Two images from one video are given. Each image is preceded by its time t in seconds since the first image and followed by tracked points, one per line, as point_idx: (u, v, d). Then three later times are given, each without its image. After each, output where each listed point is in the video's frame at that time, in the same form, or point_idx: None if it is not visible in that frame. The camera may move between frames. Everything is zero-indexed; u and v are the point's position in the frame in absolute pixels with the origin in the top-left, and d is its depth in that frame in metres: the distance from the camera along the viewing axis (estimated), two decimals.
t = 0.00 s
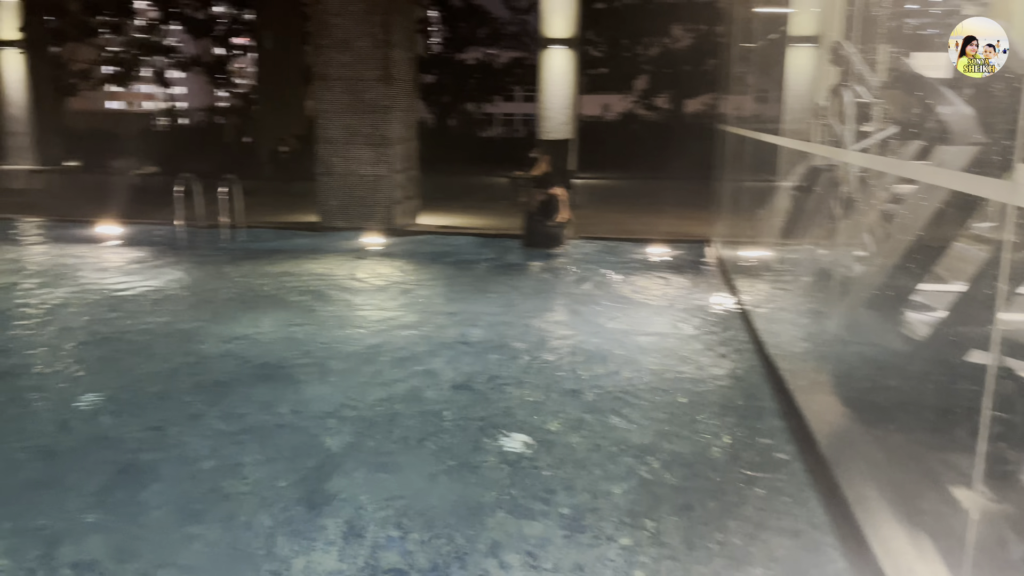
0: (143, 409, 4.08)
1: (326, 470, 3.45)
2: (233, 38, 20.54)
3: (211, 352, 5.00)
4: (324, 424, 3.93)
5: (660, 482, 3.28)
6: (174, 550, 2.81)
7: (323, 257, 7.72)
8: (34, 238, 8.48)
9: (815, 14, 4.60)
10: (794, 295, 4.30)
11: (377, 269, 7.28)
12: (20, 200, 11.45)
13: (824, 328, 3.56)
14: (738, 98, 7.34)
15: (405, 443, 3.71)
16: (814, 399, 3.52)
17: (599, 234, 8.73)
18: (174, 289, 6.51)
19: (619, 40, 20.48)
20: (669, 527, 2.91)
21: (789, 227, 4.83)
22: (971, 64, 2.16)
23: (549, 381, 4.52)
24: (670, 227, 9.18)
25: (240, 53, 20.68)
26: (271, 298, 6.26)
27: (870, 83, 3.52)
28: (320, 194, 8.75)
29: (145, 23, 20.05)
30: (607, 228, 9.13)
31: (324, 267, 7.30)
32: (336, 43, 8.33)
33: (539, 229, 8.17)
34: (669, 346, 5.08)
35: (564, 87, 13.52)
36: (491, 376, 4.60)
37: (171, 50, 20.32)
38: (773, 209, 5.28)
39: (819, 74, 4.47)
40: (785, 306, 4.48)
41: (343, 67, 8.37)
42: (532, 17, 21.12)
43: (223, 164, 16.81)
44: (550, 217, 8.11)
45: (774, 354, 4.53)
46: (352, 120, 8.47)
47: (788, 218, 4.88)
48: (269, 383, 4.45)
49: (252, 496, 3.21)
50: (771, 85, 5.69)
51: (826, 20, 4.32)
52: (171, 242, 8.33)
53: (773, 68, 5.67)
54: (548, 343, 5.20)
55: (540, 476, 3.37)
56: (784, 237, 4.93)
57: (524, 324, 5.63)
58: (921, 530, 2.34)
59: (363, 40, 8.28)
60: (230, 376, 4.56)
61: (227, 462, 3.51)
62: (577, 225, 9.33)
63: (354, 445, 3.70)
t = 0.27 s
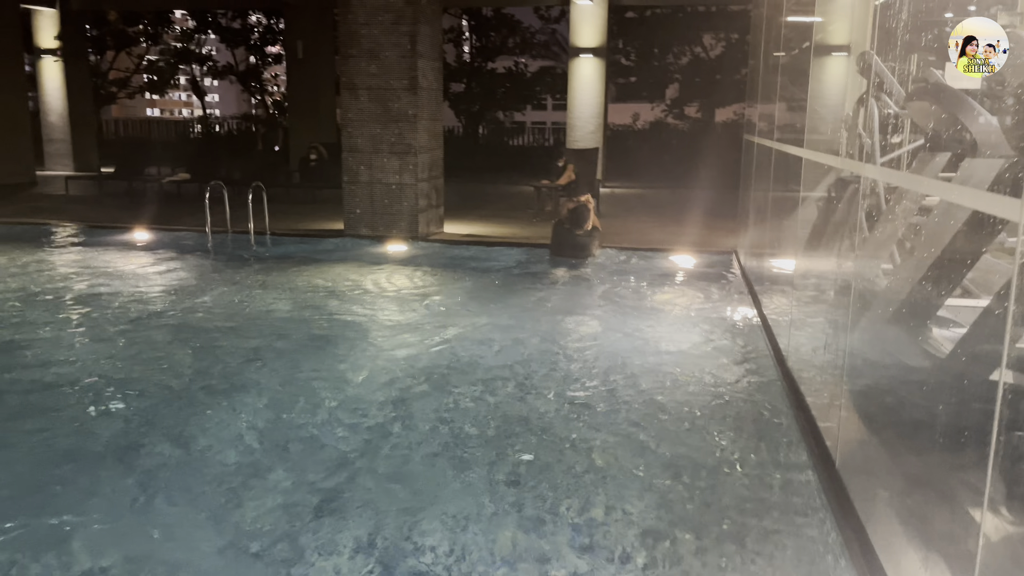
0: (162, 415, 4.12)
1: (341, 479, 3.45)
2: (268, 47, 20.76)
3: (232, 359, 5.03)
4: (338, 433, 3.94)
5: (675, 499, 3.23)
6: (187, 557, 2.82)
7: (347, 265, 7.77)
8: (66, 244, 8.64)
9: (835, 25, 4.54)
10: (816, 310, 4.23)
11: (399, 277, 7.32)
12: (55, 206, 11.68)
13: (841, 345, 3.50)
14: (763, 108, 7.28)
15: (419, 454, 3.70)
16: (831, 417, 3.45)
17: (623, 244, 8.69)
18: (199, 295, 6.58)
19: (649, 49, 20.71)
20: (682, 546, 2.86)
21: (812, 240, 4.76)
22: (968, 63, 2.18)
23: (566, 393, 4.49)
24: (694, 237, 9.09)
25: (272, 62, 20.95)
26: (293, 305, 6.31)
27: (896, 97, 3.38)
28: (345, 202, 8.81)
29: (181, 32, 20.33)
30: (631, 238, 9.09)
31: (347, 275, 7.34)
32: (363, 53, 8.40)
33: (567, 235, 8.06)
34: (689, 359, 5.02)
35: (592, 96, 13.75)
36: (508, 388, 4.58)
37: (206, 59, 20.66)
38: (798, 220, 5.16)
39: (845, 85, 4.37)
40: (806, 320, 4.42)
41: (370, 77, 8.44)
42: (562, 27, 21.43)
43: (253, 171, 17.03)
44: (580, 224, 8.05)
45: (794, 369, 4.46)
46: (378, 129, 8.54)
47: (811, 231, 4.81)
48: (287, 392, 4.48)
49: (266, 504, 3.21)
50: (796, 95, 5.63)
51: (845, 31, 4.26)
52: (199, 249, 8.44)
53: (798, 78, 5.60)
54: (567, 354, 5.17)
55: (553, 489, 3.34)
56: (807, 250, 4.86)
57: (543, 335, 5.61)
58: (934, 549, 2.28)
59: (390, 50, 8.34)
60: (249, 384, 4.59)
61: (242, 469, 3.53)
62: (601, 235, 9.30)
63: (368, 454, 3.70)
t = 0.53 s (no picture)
0: (173, 423, 4.15)
1: (349, 488, 3.47)
2: (289, 59, 20.95)
3: (244, 368, 5.07)
4: (346, 442, 3.95)
5: (681, 513, 3.23)
6: (194, 565, 2.84)
7: (360, 275, 7.83)
8: (86, 253, 8.76)
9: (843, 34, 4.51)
10: (825, 323, 4.22)
11: (412, 287, 7.36)
12: (77, 216, 11.86)
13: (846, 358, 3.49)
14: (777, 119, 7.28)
15: (427, 464, 3.72)
16: (837, 431, 3.44)
17: (637, 254, 8.68)
18: (214, 304, 6.64)
19: (666, 60, 20.80)
20: (687, 561, 2.86)
21: (822, 253, 4.75)
22: (971, 65, 2.16)
23: (576, 404, 4.49)
24: (707, 249, 9.07)
25: (292, 74, 21.17)
26: (307, 315, 6.37)
27: (904, 107, 3.18)
28: (360, 212, 8.87)
29: (204, 44, 20.58)
30: (645, 249, 9.09)
31: (361, 285, 7.39)
32: (378, 65, 8.47)
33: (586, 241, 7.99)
34: (698, 371, 5.00)
35: (608, 107, 14.50)
36: (516, 399, 4.58)
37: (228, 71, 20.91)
38: (810, 232, 5.10)
39: (847, 97, 4.34)
40: (816, 333, 4.40)
41: (384, 88, 8.51)
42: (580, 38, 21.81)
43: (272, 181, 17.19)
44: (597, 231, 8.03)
45: (802, 383, 4.45)
46: (393, 140, 8.59)
47: (822, 243, 4.79)
48: (298, 400, 4.51)
49: (274, 512, 3.24)
50: (806, 107, 5.63)
51: (849, 41, 4.19)
52: (216, 259, 8.52)
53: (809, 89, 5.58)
54: (577, 365, 5.17)
55: (559, 500, 3.35)
56: (819, 262, 4.84)
57: (554, 345, 5.61)
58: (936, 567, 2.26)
59: (405, 62, 8.41)
60: (261, 392, 4.63)
61: (251, 477, 3.56)
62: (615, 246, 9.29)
63: (376, 463, 3.73)
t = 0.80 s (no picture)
0: (173, 430, 4.16)
1: (347, 498, 3.44)
2: (297, 70, 21.07)
3: (246, 376, 5.08)
4: (344, 451, 3.95)
5: (680, 524, 3.19)
6: (188, 573, 2.84)
7: (364, 285, 7.84)
8: (94, 262, 8.83)
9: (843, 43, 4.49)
10: (826, 333, 4.21)
11: (416, 297, 7.36)
12: (86, 226, 11.94)
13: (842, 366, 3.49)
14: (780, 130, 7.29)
15: (427, 473, 3.70)
16: (836, 441, 3.42)
17: (641, 264, 8.69)
18: (218, 314, 6.67)
19: (673, 71, 20.65)
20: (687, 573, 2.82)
21: (825, 262, 4.73)
22: (970, 66, 1.93)
23: (577, 414, 4.47)
24: (712, 259, 9.05)
25: (301, 85, 21.29)
26: (310, 324, 6.38)
27: (910, 116, 2.94)
28: (365, 223, 8.92)
29: (213, 56, 20.77)
30: (649, 259, 9.10)
31: (365, 295, 7.41)
32: (383, 76, 8.54)
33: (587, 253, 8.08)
34: (700, 381, 4.98)
35: (616, 117, 14.62)
36: (517, 408, 4.57)
37: (237, 82, 21.06)
38: (813, 242, 5.06)
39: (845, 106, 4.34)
40: (817, 342, 4.38)
41: (389, 100, 8.57)
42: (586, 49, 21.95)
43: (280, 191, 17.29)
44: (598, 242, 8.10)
45: (803, 394, 4.43)
46: (397, 151, 8.63)
47: (824, 253, 4.78)
48: (300, 410, 4.50)
49: (272, 522, 3.20)
50: (808, 118, 5.64)
51: (856, 53, 3.83)
52: (221, 268, 8.57)
53: (811, 98, 5.58)
54: (580, 375, 5.16)
55: (558, 511, 3.31)
56: (821, 271, 4.82)
57: (555, 355, 5.60)
58: (926, 574, 2.25)
59: (409, 73, 8.46)
60: (261, 401, 4.63)
61: (249, 486, 3.53)
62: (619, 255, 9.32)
63: (376, 473, 3.70)
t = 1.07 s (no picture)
0: (172, 441, 4.17)
1: (344, 508, 3.44)
2: (300, 83, 21.18)
3: (246, 387, 5.10)
4: (342, 462, 3.94)
5: (676, 533, 3.20)
6: None
7: (364, 296, 7.86)
8: (97, 275, 8.87)
9: (840, 54, 4.50)
10: (824, 343, 4.21)
11: (416, 308, 7.37)
12: (88, 238, 11.99)
13: (839, 376, 3.50)
14: (779, 141, 7.32)
15: (424, 483, 3.70)
16: (832, 450, 3.43)
17: (642, 275, 8.69)
18: (219, 325, 6.69)
19: (674, 83, 20.70)
20: None
21: (824, 273, 4.74)
22: (970, 66, 1.80)
23: (575, 424, 4.48)
24: (712, 270, 9.05)
25: (304, 98, 21.41)
26: (310, 335, 6.40)
27: (909, 127, 2.80)
28: (366, 235, 8.94)
29: (217, 70, 20.90)
30: (650, 270, 9.11)
31: (365, 306, 7.42)
32: (384, 89, 8.59)
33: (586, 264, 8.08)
34: (699, 392, 4.97)
35: (617, 129, 14.68)
36: (516, 419, 4.56)
37: (241, 95, 21.18)
38: (813, 253, 5.05)
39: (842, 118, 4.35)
40: (816, 353, 4.38)
41: (390, 112, 8.61)
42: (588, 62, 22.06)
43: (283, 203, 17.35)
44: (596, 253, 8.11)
45: (801, 404, 4.43)
46: (398, 163, 8.67)
47: (823, 264, 4.78)
48: (298, 420, 4.51)
49: (268, 533, 3.20)
50: (807, 129, 5.66)
51: (854, 65, 3.86)
52: (223, 281, 8.59)
53: (809, 109, 5.61)
54: (579, 385, 5.16)
55: (555, 520, 3.32)
56: (820, 282, 4.83)
57: (555, 366, 5.60)
58: None
59: (410, 86, 8.51)
60: (260, 412, 4.64)
61: (245, 496, 3.54)
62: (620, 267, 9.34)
63: (373, 483, 3.70)
